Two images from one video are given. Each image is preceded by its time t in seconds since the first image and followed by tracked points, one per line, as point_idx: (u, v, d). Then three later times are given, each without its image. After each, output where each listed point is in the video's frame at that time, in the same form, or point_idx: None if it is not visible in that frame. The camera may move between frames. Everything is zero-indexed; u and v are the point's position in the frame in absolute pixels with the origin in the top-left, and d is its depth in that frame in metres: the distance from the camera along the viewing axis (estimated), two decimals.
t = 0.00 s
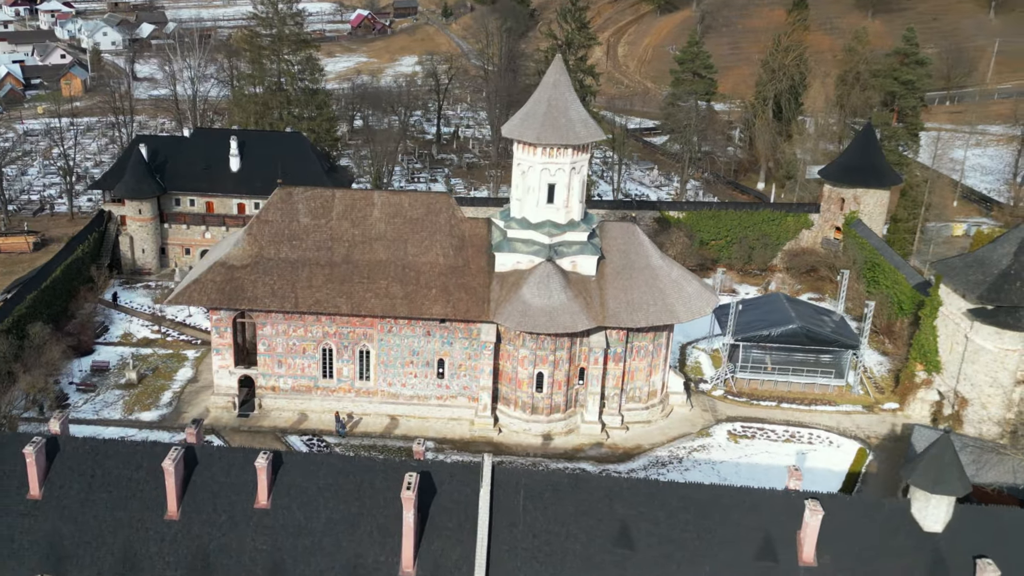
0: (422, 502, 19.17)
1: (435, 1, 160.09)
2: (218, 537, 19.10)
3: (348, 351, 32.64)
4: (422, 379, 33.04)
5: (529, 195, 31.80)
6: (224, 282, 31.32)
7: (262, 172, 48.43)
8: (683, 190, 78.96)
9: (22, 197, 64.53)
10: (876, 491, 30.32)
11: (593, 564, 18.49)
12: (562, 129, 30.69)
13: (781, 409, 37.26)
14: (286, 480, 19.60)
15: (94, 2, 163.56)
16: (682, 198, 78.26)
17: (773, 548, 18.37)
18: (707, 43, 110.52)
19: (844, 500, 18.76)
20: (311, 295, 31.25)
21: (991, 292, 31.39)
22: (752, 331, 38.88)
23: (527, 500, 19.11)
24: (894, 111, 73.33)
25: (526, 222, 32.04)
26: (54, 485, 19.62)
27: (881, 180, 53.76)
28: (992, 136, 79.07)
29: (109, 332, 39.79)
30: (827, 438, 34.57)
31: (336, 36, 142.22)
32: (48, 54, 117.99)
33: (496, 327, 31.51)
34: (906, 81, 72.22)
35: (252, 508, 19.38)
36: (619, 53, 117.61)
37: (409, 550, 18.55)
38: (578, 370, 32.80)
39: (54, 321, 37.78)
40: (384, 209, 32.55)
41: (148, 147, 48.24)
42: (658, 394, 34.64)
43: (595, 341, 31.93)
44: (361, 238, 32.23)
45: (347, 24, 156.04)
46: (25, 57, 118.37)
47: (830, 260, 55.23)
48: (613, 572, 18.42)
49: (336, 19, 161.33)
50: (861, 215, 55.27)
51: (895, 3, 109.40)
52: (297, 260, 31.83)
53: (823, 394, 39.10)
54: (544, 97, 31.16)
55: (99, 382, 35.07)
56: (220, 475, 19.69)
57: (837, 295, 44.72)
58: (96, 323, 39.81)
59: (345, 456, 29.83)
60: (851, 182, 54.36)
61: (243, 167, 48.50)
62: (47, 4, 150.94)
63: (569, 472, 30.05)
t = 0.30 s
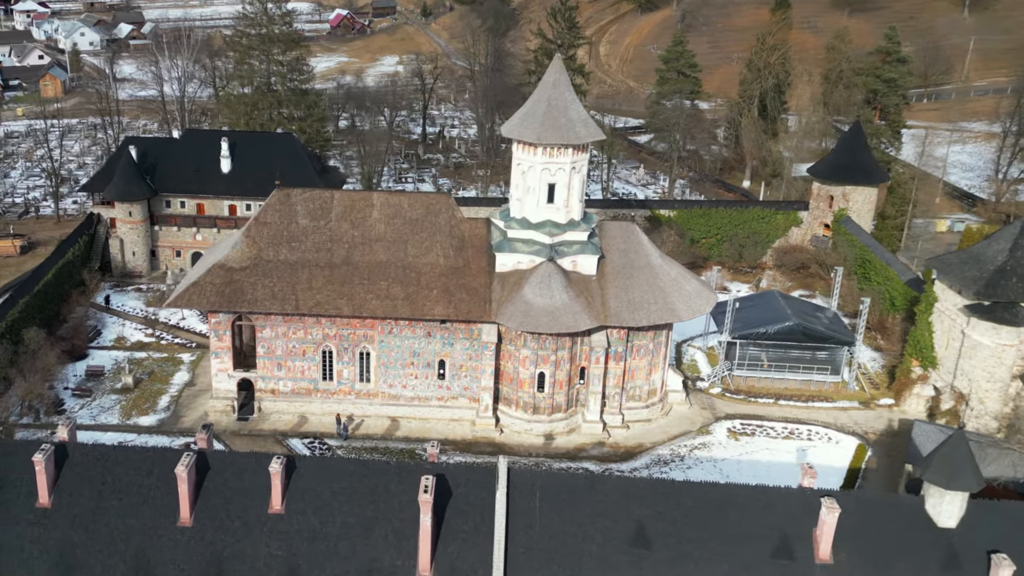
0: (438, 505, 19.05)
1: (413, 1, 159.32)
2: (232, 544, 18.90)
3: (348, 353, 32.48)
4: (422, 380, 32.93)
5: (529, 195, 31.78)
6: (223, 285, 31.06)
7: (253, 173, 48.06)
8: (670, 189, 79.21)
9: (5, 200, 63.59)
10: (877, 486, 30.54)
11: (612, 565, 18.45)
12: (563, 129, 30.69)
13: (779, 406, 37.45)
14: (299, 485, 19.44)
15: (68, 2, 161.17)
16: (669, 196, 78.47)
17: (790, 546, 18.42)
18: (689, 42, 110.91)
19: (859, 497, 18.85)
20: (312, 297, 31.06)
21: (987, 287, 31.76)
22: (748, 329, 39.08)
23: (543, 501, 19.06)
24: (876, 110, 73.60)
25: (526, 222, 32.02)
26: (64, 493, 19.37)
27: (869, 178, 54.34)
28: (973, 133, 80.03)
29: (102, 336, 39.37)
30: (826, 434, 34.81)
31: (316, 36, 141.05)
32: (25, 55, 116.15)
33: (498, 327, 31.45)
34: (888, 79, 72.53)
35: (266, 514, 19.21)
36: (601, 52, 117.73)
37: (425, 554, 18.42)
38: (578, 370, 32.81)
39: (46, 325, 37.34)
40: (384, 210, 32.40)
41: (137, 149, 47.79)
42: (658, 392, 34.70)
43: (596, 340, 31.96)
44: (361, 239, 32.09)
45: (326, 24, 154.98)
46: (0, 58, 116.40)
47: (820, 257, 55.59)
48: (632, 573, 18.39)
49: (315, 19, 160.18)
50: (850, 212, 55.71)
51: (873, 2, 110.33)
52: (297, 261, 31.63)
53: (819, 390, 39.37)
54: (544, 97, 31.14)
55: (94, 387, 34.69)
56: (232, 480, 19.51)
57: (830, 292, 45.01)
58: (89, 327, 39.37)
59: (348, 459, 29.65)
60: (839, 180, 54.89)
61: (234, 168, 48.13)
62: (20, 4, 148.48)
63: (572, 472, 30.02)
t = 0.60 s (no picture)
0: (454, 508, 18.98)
1: (391, 1, 158.31)
2: (246, 549, 18.73)
3: (348, 355, 32.32)
4: (423, 381, 32.82)
5: (529, 195, 31.77)
6: (222, 288, 30.83)
7: (244, 174, 47.69)
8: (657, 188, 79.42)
9: None
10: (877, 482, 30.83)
11: (629, 565, 18.46)
12: (563, 129, 30.71)
13: (776, 403, 37.67)
14: (313, 489, 19.32)
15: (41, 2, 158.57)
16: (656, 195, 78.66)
17: (806, 544, 18.50)
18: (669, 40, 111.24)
19: (873, 493, 19.00)
20: (312, 299, 30.90)
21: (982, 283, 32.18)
22: (744, 327, 39.27)
23: (560, 502, 19.03)
24: (858, 108, 74.18)
25: (526, 222, 32.02)
26: (74, 501, 19.14)
27: (856, 176, 54.87)
28: (952, 131, 80.98)
29: (95, 340, 38.95)
30: (824, 430, 35.08)
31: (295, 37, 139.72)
32: None
33: (499, 327, 31.44)
34: (869, 77, 72.75)
35: (280, 519, 19.06)
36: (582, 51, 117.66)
37: (443, 557, 18.32)
38: (579, 369, 32.85)
39: (38, 330, 36.93)
40: (383, 211, 32.25)
41: (126, 151, 47.29)
42: (657, 391, 34.80)
43: (597, 340, 32.00)
44: (361, 241, 31.95)
45: (304, 24, 153.60)
46: None
47: (809, 255, 55.96)
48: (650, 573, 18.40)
49: (293, 20, 158.65)
50: (838, 210, 56.14)
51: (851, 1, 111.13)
52: (297, 263, 31.45)
53: (814, 387, 39.64)
54: (544, 97, 31.15)
55: (89, 392, 34.32)
56: (246, 485, 19.35)
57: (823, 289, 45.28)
58: (81, 332, 38.94)
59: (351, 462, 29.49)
60: (828, 178, 55.38)
61: (225, 170, 47.72)
62: None
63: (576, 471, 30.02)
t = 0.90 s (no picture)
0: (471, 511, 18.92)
1: (370, 1, 157.29)
2: (263, 555, 18.59)
3: (349, 358, 32.15)
4: (425, 383, 32.72)
5: (530, 195, 31.77)
6: (223, 291, 30.61)
7: (236, 176, 47.34)
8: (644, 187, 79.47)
9: None
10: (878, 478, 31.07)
11: (648, 565, 18.50)
12: (564, 129, 30.74)
13: (773, 401, 37.87)
14: (329, 494, 19.20)
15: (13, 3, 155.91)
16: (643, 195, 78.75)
17: (822, 542, 18.62)
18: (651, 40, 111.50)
19: (887, 490, 19.15)
20: (314, 302, 30.74)
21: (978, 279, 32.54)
22: (741, 325, 39.45)
23: (577, 504, 19.03)
24: (841, 107, 75.93)
25: (527, 222, 32.03)
26: (86, 509, 18.92)
27: (844, 174, 55.33)
28: (932, 129, 81.83)
29: (89, 345, 38.52)
30: (823, 427, 35.34)
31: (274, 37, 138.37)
32: None
33: (501, 328, 31.43)
34: (852, 76, 74.36)
35: (296, 524, 18.93)
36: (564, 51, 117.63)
37: (462, 560, 18.27)
38: (581, 369, 32.86)
39: (31, 336, 36.45)
40: (382, 213, 32.13)
41: (116, 153, 46.84)
42: (657, 390, 34.89)
43: (599, 340, 32.03)
44: (361, 243, 31.82)
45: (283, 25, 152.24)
46: None
47: (800, 253, 56.30)
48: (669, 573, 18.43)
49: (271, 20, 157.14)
50: (827, 208, 56.51)
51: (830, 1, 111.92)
52: (297, 266, 31.29)
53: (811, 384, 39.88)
54: (544, 97, 31.16)
55: (86, 398, 33.93)
56: (260, 491, 19.22)
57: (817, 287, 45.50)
58: (75, 337, 38.50)
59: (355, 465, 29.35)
60: (817, 176, 55.76)
61: (216, 172, 47.35)
62: None
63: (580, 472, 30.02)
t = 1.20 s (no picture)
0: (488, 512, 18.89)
1: (348, 2, 156.18)
2: (279, 560, 18.45)
3: (350, 359, 31.99)
4: (426, 384, 32.64)
5: (530, 195, 31.80)
6: (222, 294, 30.40)
7: (226, 178, 46.98)
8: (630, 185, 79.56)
9: None
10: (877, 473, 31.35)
11: (666, 564, 18.55)
12: (564, 129, 30.77)
13: (770, 398, 38.09)
14: (345, 498, 19.12)
15: None
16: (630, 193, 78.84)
17: (837, 538, 18.78)
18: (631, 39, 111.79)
19: (900, 486, 19.36)
20: (315, 303, 30.61)
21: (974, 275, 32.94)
22: (737, 322, 39.67)
23: (594, 504, 19.06)
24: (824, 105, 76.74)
25: (528, 222, 32.03)
26: (98, 517, 18.71)
27: (832, 171, 55.79)
28: (912, 126, 82.66)
29: (82, 349, 38.13)
30: (820, 423, 35.62)
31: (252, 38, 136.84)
32: None
33: (503, 328, 31.43)
34: (834, 75, 75.01)
35: (312, 528, 18.81)
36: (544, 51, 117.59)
37: (480, 563, 18.22)
38: (581, 369, 32.92)
39: (23, 341, 36.02)
40: (382, 214, 32.03)
41: (105, 156, 46.39)
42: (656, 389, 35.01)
43: (600, 339, 32.09)
44: (361, 244, 31.70)
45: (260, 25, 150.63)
46: None
47: (789, 250, 56.66)
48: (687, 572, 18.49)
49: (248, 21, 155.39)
50: (815, 205, 56.91)
51: None
52: (297, 268, 31.13)
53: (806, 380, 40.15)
54: (543, 97, 31.18)
55: (82, 403, 33.59)
56: (276, 495, 19.12)
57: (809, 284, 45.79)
58: (68, 341, 38.07)
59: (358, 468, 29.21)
60: (806, 174, 56.13)
61: (207, 173, 46.97)
62: None
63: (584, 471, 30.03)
